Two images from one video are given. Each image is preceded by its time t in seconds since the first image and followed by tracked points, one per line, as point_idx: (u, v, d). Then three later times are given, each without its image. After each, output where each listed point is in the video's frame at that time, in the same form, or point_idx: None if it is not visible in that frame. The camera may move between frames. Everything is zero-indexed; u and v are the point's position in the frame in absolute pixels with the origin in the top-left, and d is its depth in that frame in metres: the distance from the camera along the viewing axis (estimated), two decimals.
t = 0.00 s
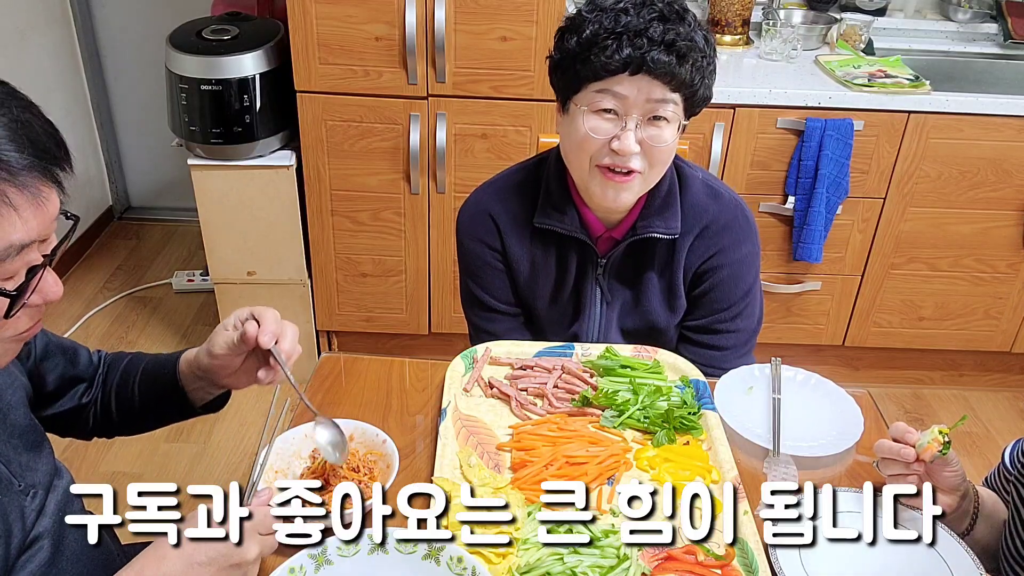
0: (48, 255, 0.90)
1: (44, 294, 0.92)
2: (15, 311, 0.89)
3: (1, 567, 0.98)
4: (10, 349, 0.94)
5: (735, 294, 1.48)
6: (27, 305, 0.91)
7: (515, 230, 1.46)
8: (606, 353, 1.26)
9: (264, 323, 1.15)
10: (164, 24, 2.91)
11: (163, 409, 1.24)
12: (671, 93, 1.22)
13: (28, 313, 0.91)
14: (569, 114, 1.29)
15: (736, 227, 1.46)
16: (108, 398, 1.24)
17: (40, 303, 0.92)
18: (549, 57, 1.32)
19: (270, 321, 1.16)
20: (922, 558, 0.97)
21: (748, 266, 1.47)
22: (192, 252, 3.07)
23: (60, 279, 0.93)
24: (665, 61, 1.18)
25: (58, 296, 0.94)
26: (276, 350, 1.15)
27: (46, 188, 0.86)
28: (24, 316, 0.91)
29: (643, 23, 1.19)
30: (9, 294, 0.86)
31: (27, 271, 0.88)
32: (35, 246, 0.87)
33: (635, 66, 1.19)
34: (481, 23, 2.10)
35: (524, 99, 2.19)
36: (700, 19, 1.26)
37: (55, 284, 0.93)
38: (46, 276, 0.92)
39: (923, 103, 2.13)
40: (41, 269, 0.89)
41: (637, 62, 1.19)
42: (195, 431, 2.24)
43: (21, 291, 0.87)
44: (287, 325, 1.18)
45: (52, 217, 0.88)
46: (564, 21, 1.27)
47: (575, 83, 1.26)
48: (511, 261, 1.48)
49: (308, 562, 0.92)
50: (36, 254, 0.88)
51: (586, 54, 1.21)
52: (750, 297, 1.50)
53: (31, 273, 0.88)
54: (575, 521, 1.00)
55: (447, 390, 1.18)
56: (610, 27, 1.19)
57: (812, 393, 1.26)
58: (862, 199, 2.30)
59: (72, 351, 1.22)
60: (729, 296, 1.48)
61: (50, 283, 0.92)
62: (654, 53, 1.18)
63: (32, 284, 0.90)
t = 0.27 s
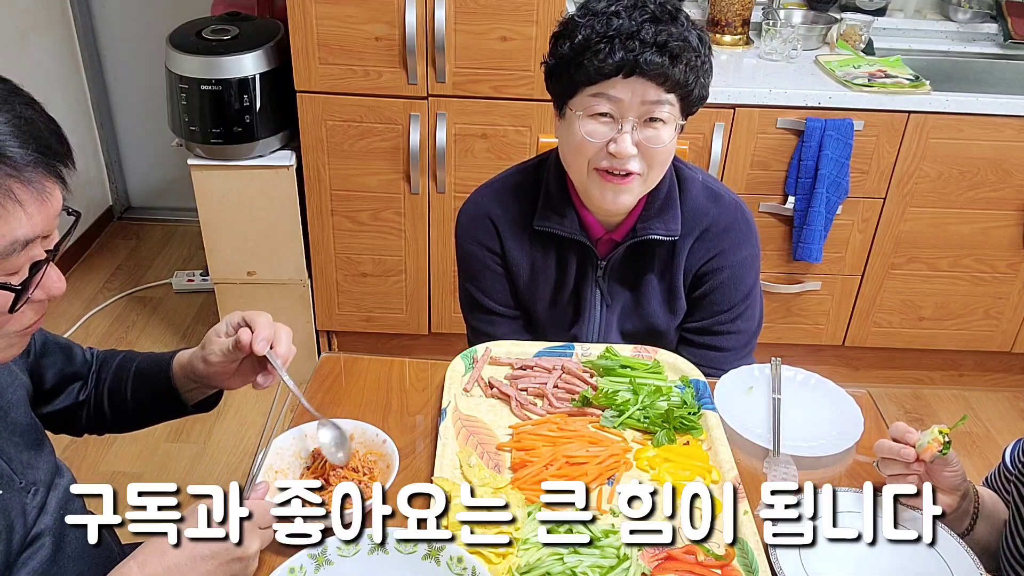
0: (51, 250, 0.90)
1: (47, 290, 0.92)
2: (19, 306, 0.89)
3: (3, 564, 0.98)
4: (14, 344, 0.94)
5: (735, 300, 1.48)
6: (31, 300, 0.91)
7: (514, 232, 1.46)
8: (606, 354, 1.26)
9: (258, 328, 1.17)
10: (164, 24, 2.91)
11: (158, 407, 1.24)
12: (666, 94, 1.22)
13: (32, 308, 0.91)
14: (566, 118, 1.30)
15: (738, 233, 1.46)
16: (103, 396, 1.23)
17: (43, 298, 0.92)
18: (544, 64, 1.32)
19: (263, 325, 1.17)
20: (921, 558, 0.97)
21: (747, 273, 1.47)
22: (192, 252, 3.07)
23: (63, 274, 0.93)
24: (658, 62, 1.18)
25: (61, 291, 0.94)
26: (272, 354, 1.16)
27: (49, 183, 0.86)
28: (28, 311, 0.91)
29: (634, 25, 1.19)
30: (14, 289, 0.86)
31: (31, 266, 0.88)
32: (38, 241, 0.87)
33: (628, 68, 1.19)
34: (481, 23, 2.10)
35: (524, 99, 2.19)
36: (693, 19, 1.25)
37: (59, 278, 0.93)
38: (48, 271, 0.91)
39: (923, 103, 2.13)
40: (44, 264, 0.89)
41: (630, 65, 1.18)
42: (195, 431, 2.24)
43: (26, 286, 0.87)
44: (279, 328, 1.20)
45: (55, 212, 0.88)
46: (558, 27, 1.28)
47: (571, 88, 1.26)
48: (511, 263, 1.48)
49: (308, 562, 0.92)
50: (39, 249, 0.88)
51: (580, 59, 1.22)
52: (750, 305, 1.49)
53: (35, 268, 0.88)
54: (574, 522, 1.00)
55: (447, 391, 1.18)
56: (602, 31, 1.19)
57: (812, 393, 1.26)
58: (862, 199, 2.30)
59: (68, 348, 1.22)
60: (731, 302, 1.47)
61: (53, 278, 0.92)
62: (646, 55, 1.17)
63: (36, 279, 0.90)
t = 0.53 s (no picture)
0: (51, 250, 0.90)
1: (48, 289, 0.92)
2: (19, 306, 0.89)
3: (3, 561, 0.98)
4: (8, 345, 0.93)
5: (739, 290, 1.48)
6: (31, 299, 0.90)
7: (515, 223, 1.46)
8: (606, 353, 1.26)
9: (242, 344, 1.16)
10: (163, 24, 2.91)
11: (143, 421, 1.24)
12: (664, 84, 1.22)
13: (32, 307, 0.91)
14: (566, 109, 1.29)
15: (738, 224, 1.45)
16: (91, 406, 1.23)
17: (43, 297, 0.92)
18: (544, 56, 1.32)
19: (249, 342, 1.17)
20: (921, 558, 0.97)
21: (750, 262, 1.47)
22: (192, 252, 3.07)
23: (63, 274, 0.93)
24: (655, 53, 1.18)
25: (61, 290, 0.94)
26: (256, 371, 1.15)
27: (50, 185, 0.86)
28: (27, 310, 0.91)
29: (632, 17, 1.19)
30: (15, 288, 0.86)
31: (31, 265, 0.88)
32: (38, 241, 0.87)
33: (625, 59, 1.19)
34: (481, 23, 2.10)
35: (525, 99, 2.19)
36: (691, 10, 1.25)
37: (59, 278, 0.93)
38: (48, 271, 0.91)
39: (923, 103, 2.13)
40: (44, 264, 0.89)
41: (628, 56, 1.18)
42: (195, 431, 2.24)
43: (26, 285, 0.87)
44: (266, 346, 1.19)
45: (56, 212, 0.88)
46: (557, 19, 1.28)
47: (570, 79, 1.26)
48: (511, 255, 1.48)
49: (308, 562, 0.92)
50: (39, 249, 0.88)
51: (579, 51, 1.22)
52: (754, 291, 1.50)
53: (36, 268, 0.88)
54: (574, 522, 1.00)
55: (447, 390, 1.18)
56: (600, 23, 1.19)
57: (812, 393, 1.26)
58: (862, 199, 2.30)
59: (61, 355, 1.23)
60: (734, 293, 1.48)
61: (54, 278, 0.92)
62: (644, 46, 1.17)
63: (36, 278, 0.89)
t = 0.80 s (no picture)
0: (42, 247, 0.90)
1: (38, 286, 0.92)
2: (11, 302, 0.89)
3: None
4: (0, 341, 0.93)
5: (750, 255, 1.51)
6: (22, 296, 0.91)
7: (515, 220, 1.41)
8: (605, 353, 1.26)
9: (238, 311, 1.16)
10: (163, 24, 2.91)
11: (156, 398, 1.25)
12: (652, 71, 1.19)
13: (22, 303, 0.91)
14: (557, 106, 1.26)
15: (745, 195, 1.46)
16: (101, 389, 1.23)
17: (35, 294, 0.92)
18: (534, 54, 1.29)
19: (243, 307, 1.17)
20: (922, 558, 0.97)
21: (758, 227, 1.49)
22: (192, 252, 3.07)
23: (54, 272, 0.94)
24: (639, 43, 1.15)
25: (52, 288, 0.94)
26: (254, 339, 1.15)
27: (45, 180, 0.86)
28: (18, 307, 0.91)
29: (613, 9, 1.15)
30: (7, 284, 0.86)
31: (22, 262, 0.88)
32: (31, 238, 0.87)
33: (610, 52, 1.16)
34: (481, 23, 2.10)
35: (525, 99, 2.19)
36: None
37: (51, 276, 0.93)
38: (41, 268, 0.92)
39: (923, 103, 2.13)
40: (36, 260, 0.89)
41: (612, 49, 1.15)
42: (195, 431, 2.24)
43: (18, 281, 0.88)
44: (260, 312, 1.19)
45: (49, 209, 0.88)
46: (543, 17, 1.24)
47: (558, 76, 1.23)
48: (509, 253, 1.43)
49: (308, 562, 0.92)
50: (32, 246, 0.88)
51: (563, 48, 1.19)
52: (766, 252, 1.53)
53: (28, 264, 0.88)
54: (575, 522, 0.99)
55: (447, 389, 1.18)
56: (581, 18, 1.16)
57: (812, 393, 1.26)
58: (862, 199, 2.30)
59: (64, 345, 1.22)
60: (745, 258, 1.51)
61: (45, 275, 0.92)
62: (627, 36, 1.14)
63: (28, 275, 0.90)
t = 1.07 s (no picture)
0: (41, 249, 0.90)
1: (38, 289, 0.92)
2: (11, 306, 0.89)
3: None
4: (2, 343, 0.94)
5: (758, 251, 1.51)
6: (22, 299, 0.91)
7: (507, 217, 1.40)
8: (605, 353, 1.26)
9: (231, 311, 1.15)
10: (163, 24, 2.91)
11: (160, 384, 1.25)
12: (643, 64, 1.18)
13: (22, 307, 0.92)
14: (553, 107, 1.26)
15: (750, 194, 1.44)
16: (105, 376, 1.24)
17: (35, 297, 0.92)
18: (529, 60, 1.28)
19: (235, 306, 1.15)
20: (921, 558, 0.97)
21: (766, 221, 1.47)
22: (192, 252, 3.07)
23: (53, 274, 0.93)
24: (627, 38, 1.14)
25: (52, 290, 0.94)
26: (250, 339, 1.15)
27: (41, 181, 0.86)
28: (18, 310, 0.92)
29: (599, 5, 1.15)
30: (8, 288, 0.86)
31: (21, 265, 0.88)
32: (29, 240, 0.87)
33: (599, 49, 1.15)
34: (481, 23, 2.10)
35: (525, 99, 2.19)
36: None
37: (51, 278, 0.93)
38: (38, 272, 0.91)
39: (923, 103, 2.13)
40: (36, 263, 0.89)
41: (601, 46, 1.15)
42: (195, 431, 2.24)
43: (19, 285, 0.88)
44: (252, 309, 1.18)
45: (47, 210, 0.88)
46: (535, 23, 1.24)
47: (552, 77, 1.22)
48: (499, 250, 1.42)
49: (308, 562, 0.92)
50: (30, 248, 0.88)
51: (554, 49, 1.19)
52: (776, 249, 1.51)
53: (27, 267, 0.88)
54: (575, 522, 0.99)
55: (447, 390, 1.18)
56: (569, 17, 1.15)
57: (812, 393, 1.27)
58: (862, 199, 2.30)
59: (63, 337, 1.21)
60: (752, 254, 1.51)
61: (44, 278, 0.92)
62: (614, 31, 1.14)
63: (28, 279, 0.89)
